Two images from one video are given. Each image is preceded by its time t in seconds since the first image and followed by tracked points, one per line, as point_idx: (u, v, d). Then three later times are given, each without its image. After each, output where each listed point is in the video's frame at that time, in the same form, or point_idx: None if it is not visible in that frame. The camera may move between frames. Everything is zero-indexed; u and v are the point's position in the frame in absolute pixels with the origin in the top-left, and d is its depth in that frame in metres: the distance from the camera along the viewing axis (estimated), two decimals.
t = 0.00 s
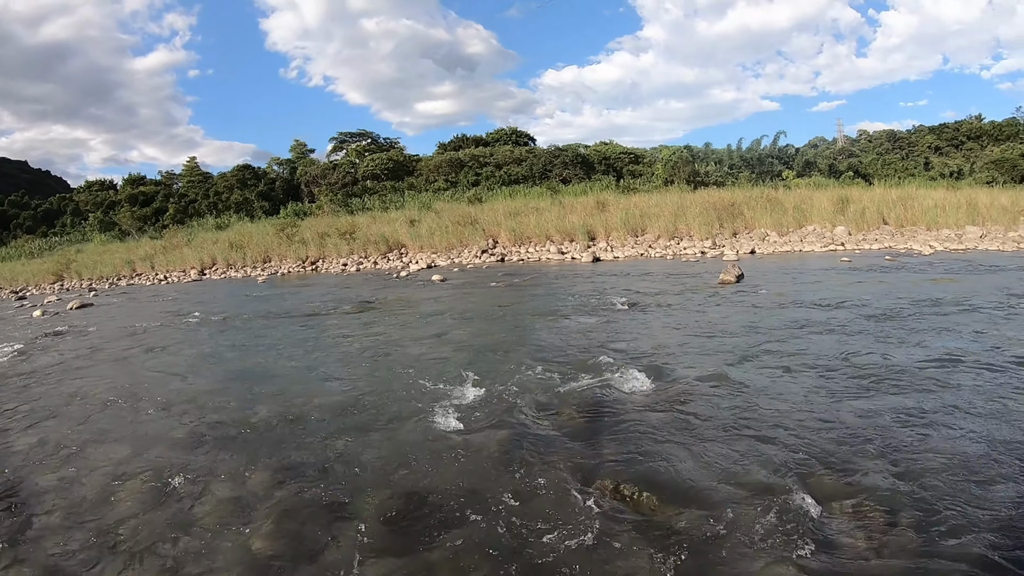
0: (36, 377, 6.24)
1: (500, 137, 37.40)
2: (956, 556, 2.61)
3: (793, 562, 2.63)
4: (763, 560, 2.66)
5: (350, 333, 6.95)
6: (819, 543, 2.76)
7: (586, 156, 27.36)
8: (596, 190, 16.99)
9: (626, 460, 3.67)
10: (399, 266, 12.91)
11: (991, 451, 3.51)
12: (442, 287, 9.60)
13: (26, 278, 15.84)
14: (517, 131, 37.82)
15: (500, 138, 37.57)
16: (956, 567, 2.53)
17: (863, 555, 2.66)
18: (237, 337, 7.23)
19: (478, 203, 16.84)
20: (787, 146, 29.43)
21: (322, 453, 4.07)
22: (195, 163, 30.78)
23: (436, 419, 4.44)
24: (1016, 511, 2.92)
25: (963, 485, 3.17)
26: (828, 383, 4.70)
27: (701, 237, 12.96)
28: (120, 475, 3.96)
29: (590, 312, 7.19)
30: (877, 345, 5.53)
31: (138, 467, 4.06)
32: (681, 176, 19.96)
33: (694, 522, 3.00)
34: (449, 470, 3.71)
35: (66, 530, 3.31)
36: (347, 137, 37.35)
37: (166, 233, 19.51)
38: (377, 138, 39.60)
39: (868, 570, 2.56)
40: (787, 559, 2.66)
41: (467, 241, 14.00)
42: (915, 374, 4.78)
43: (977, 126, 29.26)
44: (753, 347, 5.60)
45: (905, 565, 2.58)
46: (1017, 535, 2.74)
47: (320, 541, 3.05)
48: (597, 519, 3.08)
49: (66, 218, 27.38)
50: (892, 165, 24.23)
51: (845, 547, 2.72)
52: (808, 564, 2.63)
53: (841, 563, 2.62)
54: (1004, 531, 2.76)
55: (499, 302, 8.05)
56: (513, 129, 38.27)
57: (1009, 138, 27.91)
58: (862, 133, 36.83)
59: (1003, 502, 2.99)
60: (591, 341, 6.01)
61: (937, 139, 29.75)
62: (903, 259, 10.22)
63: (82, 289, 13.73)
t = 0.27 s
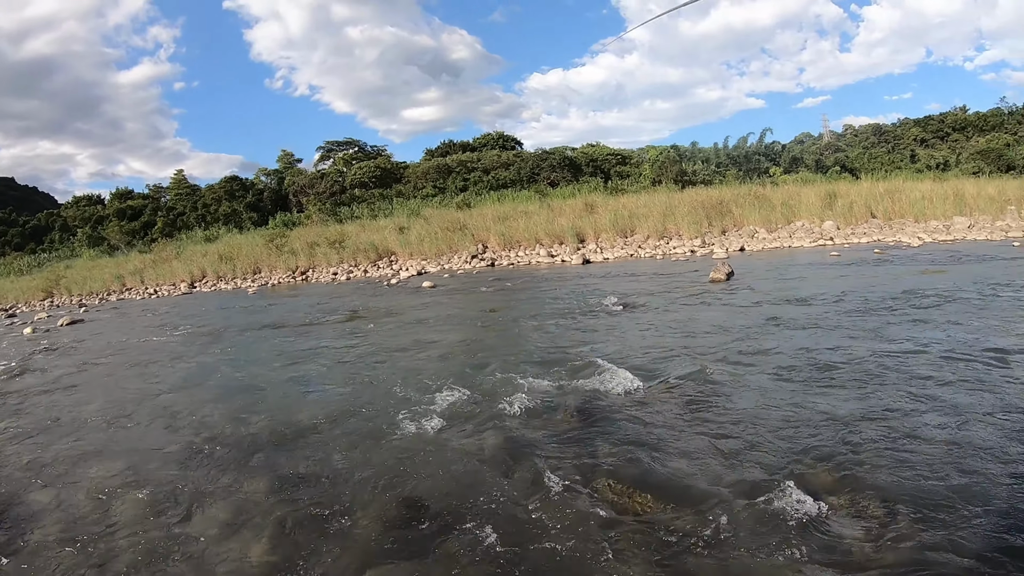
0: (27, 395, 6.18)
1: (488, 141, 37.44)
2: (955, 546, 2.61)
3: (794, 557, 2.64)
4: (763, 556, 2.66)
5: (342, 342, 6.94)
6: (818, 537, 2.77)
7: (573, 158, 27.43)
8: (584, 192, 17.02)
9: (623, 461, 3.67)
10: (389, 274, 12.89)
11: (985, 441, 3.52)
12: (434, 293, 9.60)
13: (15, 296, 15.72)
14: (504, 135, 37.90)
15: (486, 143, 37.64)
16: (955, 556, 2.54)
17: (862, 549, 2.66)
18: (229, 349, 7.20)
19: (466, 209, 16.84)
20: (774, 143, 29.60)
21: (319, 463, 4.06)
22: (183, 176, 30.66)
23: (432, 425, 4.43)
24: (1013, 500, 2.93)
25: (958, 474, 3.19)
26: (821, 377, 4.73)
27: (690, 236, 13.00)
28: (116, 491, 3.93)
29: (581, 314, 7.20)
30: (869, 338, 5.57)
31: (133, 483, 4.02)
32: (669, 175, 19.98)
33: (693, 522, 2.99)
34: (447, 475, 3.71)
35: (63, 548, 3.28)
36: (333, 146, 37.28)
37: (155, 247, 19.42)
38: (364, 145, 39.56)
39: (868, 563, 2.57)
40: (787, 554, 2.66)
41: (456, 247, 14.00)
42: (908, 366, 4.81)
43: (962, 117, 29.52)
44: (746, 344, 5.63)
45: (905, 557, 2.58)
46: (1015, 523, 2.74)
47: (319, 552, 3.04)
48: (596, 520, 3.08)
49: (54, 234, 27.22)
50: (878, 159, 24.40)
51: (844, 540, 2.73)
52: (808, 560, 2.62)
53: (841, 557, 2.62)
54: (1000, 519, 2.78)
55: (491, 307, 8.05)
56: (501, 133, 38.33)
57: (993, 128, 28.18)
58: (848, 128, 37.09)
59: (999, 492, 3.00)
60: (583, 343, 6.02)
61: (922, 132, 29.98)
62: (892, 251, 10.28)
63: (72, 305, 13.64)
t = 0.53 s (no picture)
0: (17, 416, 6.12)
1: (475, 147, 37.52)
2: (950, 536, 2.62)
3: (793, 554, 2.63)
4: (761, 554, 2.65)
5: (334, 353, 6.92)
6: (815, 533, 2.77)
7: (560, 163, 27.51)
8: (572, 197, 17.07)
9: (618, 463, 3.66)
10: (379, 284, 12.88)
11: (977, 430, 3.54)
12: (424, 302, 9.59)
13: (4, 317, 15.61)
14: (491, 141, 38.02)
15: (474, 149, 37.69)
16: (951, 546, 2.55)
17: (858, 542, 2.66)
18: (220, 364, 7.16)
19: (455, 216, 16.85)
20: (760, 142, 29.80)
21: (314, 475, 4.03)
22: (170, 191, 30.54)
23: (425, 434, 4.42)
24: (1006, 487, 2.94)
25: (951, 464, 3.20)
26: (813, 373, 4.74)
27: (679, 236, 13.03)
28: (109, 510, 3.88)
29: (572, 318, 7.21)
30: (860, 332, 5.58)
31: (126, 501, 3.99)
32: (656, 175, 20.01)
33: (688, 521, 2.99)
34: (442, 484, 3.69)
35: (56, 569, 3.24)
36: (320, 157, 37.25)
37: (143, 263, 19.32)
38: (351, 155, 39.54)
39: (866, 557, 2.56)
40: (786, 551, 2.65)
41: (446, 254, 13.98)
42: (899, 359, 4.83)
43: (945, 109, 29.82)
44: (736, 342, 5.64)
45: (901, 548, 2.58)
46: (1009, 510, 2.75)
47: (316, 565, 3.01)
48: (592, 524, 3.07)
49: (42, 253, 27.05)
50: (864, 154, 24.61)
51: (841, 534, 2.73)
52: (805, 554, 2.62)
53: (839, 551, 2.62)
54: (997, 507, 2.78)
55: (481, 314, 8.06)
56: (487, 140, 38.47)
57: (977, 120, 28.49)
58: (833, 124, 37.41)
59: (992, 480, 3.01)
60: (575, 347, 6.01)
61: (907, 125, 30.25)
62: (881, 245, 10.34)
63: (61, 324, 13.55)
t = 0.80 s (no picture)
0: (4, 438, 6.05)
1: (460, 156, 37.58)
2: (945, 529, 2.62)
3: (790, 553, 2.62)
4: (759, 554, 2.65)
5: (324, 366, 6.89)
6: (811, 531, 2.76)
7: (546, 169, 27.62)
8: (559, 203, 17.12)
9: (613, 468, 3.66)
10: (369, 295, 12.85)
11: (968, 423, 3.55)
12: (414, 312, 9.57)
13: None
14: (476, 150, 38.20)
15: (460, 157, 37.78)
16: (947, 539, 2.55)
17: (854, 539, 2.66)
18: (210, 379, 7.12)
19: (442, 225, 16.85)
20: (746, 142, 30.00)
21: (308, 489, 4.00)
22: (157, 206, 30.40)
23: (419, 444, 4.40)
24: (998, 478, 2.95)
25: (944, 457, 3.21)
26: (804, 371, 4.75)
27: (666, 239, 13.07)
28: (101, 530, 3.82)
29: (562, 325, 7.21)
30: (850, 329, 5.60)
31: (116, 521, 3.94)
32: (642, 179, 20.09)
33: (684, 524, 2.98)
34: (437, 493, 3.67)
35: None
36: (307, 169, 37.22)
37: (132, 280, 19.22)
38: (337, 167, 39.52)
39: (863, 553, 2.56)
40: (783, 550, 2.65)
41: (434, 264, 13.98)
42: (888, 355, 4.85)
43: (928, 105, 30.16)
44: (726, 343, 5.65)
45: (896, 544, 2.58)
46: (1002, 501, 2.76)
47: None
48: (589, 529, 3.05)
49: (29, 271, 26.86)
50: (848, 152, 24.83)
51: (838, 532, 2.73)
52: (801, 554, 2.61)
53: (837, 549, 2.61)
54: (991, 499, 2.79)
55: (471, 322, 8.05)
56: (474, 148, 38.61)
57: (959, 114, 28.82)
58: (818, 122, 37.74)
59: (985, 471, 3.02)
60: (565, 353, 6.01)
61: (891, 122, 30.60)
62: (867, 242, 10.43)
63: (49, 343, 13.44)
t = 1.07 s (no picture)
0: None
1: (450, 165, 37.67)
2: (942, 524, 2.61)
3: (787, 553, 2.61)
4: (756, 555, 2.63)
5: (317, 378, 6.86)
6: (807, 531, 2.75)
7: (536, 177, 27.73)
8: (549, 210, 17.17)
9: (608, 474, 3.64)
10: (361, 306, 12.82)
11: (962, 418, 3.56)
12: (406, 322, 9.56)
13: None
14: (465, 159, 38.33)
15: (450, 167, 37.86)
16: (945, 534, 2.54)
17: (851, 537, 2.65)
18: (202, 394, 7.08)
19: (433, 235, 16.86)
20: (735, 145, 30.19)
21: (302, 502, 3.96)
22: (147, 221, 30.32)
23: (414, 454, 4.38)
24: (993, 471, 2.95)
25: (939, 453, 3.21)
26: (797, 373, 4.75)
27: (657, 244, 13.10)
28: (93, 548, 3.77)
29: (554, 332, 7.21)
30: (842, 329, 5.62)
31: (109, 537, 3.89)
32: (632, 185, 20.15)
33: (681, 527, 2.96)
34: (432, 503, 3.64)
35: None
36: (297, 182, 37.23)
37: (123, 295, 19.13)
38: (328, 178, 39.55)
39: (861, 551, 2.55)
40: (781, 551, 2.63)
41: (426, 274, 13.98)
42: (881, 354, 4.86)
43: (914, 104, 30.45)
44: (718, 347, 5.66)
45: (893, 540, 2.57)
46: (998, 494, 2.76)
47: None
48: (586, 535, 3.04)
49: (20, 288, 26.72)
50: (837, 153, 25.02)
51: (834, 531, 2.72)
52: (799, 553, 2.60)
53: (834, 547, 2.60)
54: (987, 492, 2.79)
55: (463, 332, 8.04)
56: (464, 157, 38.75)
57: (945, 112, 29.11)
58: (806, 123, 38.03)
59: (980, 465, 3.02)
60: (558, 360, 6.01)
61: (878, 122, 30.89)
62: (857, 241, 10.48)
63: (40, 361, 13.34)
